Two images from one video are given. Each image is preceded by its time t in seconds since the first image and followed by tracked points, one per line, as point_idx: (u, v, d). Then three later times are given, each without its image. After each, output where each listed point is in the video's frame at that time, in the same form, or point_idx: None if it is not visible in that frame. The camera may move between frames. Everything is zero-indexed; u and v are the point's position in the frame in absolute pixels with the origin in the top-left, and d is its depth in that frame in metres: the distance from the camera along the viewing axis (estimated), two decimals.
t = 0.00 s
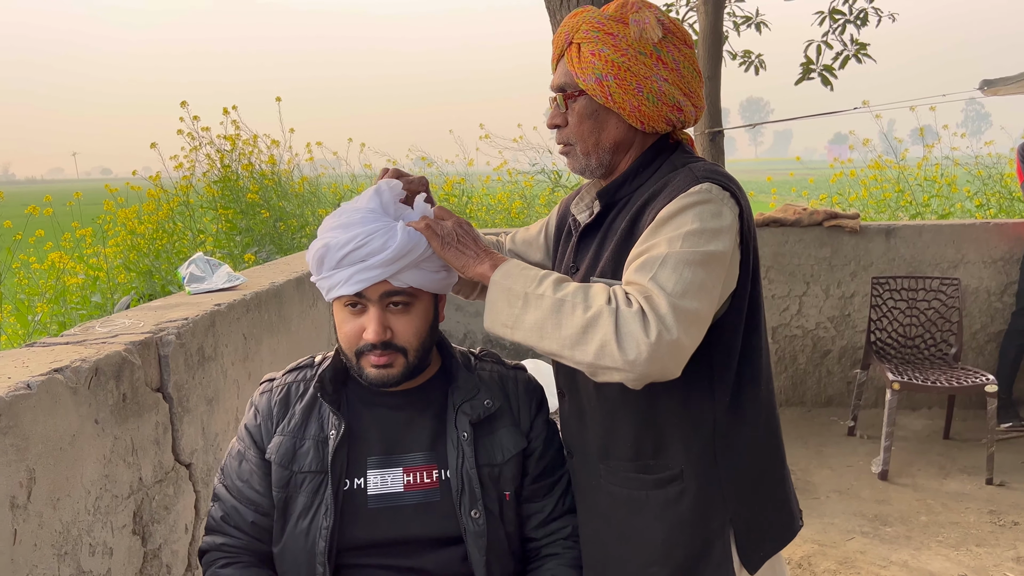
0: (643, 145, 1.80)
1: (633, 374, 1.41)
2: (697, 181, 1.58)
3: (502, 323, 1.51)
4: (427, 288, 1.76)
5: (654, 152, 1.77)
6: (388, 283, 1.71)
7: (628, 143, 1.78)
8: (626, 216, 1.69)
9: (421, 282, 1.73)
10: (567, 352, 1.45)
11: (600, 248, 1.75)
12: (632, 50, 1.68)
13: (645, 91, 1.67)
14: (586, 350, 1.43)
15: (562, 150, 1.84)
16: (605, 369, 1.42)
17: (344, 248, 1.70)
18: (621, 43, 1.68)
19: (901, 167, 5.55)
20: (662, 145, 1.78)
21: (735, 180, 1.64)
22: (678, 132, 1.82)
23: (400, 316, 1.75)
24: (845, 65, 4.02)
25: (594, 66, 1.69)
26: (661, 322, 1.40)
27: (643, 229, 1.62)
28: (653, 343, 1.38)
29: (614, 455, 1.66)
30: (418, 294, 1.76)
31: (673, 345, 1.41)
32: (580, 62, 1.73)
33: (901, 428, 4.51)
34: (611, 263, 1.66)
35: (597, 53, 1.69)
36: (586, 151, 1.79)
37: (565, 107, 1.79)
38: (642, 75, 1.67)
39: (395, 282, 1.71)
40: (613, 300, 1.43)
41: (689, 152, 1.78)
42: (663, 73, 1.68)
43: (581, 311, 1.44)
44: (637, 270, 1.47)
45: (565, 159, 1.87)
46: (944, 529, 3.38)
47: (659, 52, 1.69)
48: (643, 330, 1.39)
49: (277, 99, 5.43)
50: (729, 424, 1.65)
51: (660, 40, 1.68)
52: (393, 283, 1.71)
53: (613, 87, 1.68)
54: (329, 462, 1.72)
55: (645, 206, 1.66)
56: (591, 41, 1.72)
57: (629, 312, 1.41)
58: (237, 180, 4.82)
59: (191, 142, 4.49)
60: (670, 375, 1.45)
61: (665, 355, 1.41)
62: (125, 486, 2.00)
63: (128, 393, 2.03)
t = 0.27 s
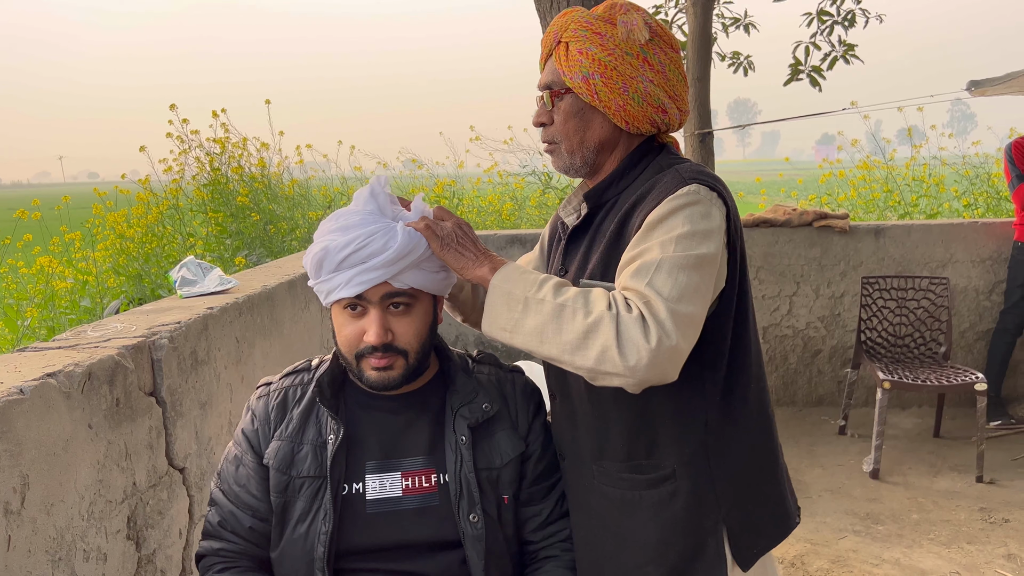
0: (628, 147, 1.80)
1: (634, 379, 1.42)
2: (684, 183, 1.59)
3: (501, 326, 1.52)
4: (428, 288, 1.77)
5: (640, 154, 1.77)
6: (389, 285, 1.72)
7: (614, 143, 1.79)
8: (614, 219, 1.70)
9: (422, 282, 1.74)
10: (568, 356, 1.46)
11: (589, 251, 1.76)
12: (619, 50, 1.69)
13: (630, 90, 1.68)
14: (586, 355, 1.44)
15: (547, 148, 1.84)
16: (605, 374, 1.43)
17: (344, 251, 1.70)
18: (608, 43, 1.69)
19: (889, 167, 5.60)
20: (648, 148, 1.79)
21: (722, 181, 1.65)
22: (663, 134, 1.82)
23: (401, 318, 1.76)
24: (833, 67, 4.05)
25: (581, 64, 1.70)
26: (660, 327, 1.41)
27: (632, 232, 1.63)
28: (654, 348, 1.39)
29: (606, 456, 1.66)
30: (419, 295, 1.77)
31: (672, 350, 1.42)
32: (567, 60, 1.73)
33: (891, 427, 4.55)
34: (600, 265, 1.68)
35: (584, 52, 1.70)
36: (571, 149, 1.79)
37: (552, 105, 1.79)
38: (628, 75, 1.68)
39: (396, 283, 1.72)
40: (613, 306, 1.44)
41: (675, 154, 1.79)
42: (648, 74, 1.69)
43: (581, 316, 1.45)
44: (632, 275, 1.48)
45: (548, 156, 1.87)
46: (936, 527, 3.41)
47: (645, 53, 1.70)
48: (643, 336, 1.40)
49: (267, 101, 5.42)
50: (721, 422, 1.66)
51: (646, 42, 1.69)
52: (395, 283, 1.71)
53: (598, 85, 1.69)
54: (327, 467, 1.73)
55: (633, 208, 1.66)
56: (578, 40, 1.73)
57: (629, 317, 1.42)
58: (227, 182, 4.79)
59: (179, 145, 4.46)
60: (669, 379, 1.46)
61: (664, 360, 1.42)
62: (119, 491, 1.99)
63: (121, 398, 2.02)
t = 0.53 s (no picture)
0: (621, 149, 1.81)
1: (627, 374, 1.42)
2: (677, 184, 1.59)
3: (497, 322, 1.52)
4: (426, 289, 1.77)
5: (632, 156, 1.78)
6: (385, 283, 1.72)
7: (608, 146, 1.79)
8: (608, 221, 1.70)
9: (419, 281, 1.74)
10: (561, 352, 1.46)
11: (583, 254, 1.76)
12: (611, 53, 1.70)
13: (624, 93, 1.69)
14: (580, 350, 1.44)
15: (540, 153, 1.84)
16: (598, 369, 1.43)
17: (342, 245, 1.71)
18: (600, 47, 1.70)
19: (883, 168, 5.62)
20: (637, 150, 1.79)
21: (713, 181, 1.66)
22: (654, 137, 1.83)
23: (398, 319, 1.75)
24: (827, 68, 4.07)
25: (575, 69, 1.71)
26: (654, 323, 1.41)
27: (626, 234, 1.64)
28: (647, 344, 1.40)
29: (603, 458, 1.67)
30: (415, 295, 1.76)
31: (665, 346, 1.42)
32: (560, 65, 1.74)
33: (887, 427, 4.57)
34: (595, 267, 1.68)
35: (577, 57, 1.71)
36: (565, 154, 1.79)
37: (545, 111, 1.80)
38: (621, 78, 1.69)
39: (391, 281, 1.71)
40: (607, 302, 1.44)
41: (666, 157, 1.80)
42: (641, 77, 1.70)
43: (576, 311, 1.45)
44: (626, 272, 1.49)
45: (541, 162, 1.87)
46: (932, 527, 3.42)
47: (636, 56, 1.71)
48: (637, 331, 1.40)
49: (261, 105, 5.40)
50: (716, 423, 1.66)
51: (638, 45, 1.71)
52: (392, 281, 1.71)
53: (593, 89, 1.70)
54: (325, 471, 1.73)
55: (626, 211, 1.67)
56: (570, 44, 1.73)
57: (623, 312, 1.42)
58: (221, 186, 4.78)
59: (173, 148, 4.45)
60: (663, 375, 1.46)
61: (656, 356, 1.42)
62: (116, 497, 1.98)
63: (118, 403, 2.01)
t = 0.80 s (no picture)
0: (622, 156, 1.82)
1: (637, 383, 1.42)
2: (678, 193, 1.60)
3: (503, 331, 1.52)
4: (430, 294, 1.80)
5: (632, 163, 1.79)
6: (392, 292, 1.74)
7: (610, 153, 1.80)
8: (607, 228, 1.71)
9: (424, 287, 1.77)
10: (570, 360, 1.46)
11: (582, 260, 1.76)
12: (612, 62, 1.70)
13: (627, 101, 1.70)
14: (589, 359, 1.44)
15: (542, 163, 1.84)
16: (607, 378, 1.43)
17: (347, 259, 1.71)
18: (601, 56, 1.70)
19: (880, 169, 5.64)
20: (635, 156, 1.81)
21: (712, 190, 1.67)
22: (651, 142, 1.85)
23: (406, 326, 1.77)
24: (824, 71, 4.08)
25: (577, 79, 1.70)
26: (662, 332, 1.42)
27: (625, 241, 1.64)
28: (657, 353, 1.40)
29: (598, 463, 1.67)
30: (420, 301, 1.79)
31: (672, 355, 1.43)
32: (561, 75, 1.73)
33: (886, 429, 4.57)
34: (594, 273, 1.68)
35: (579, 66, 1.71)
36: (569, 162, 1.79)
37: (547, 120, 1.79)
38: (624, 85, 1.69)
39: (399, 289, 1.73)
40: (616, 310, 1.44)
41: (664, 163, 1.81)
42: (642, 84, 1.71)
43: (585, 319, 1.45)
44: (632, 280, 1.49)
45: (544, 171, 1.87)
46: (931, 529, 3.43)
47: (636, 63, 1.72)
48: (647, 339, 1.41)
49: (259, 108, 5.41)
50: (711, 429, 1.67)
51: (637, 52, 1.72)
52: (399, 289, 1.73)
53: (597, 98, 1.70)
54: (325, 479, 1.74)
55: (626, 218, 1.67)
56: (571, 54, 1.73)
57: (632, 321, 1.42)
58: (220, 190, 4.78)
59: (172, 153, 4.45)
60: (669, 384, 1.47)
61: (666, 365, 1.43)
62: (116, 504, 1.98)
63: (118, 410, 2.01)
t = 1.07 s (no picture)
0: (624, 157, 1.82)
1: (633, 384, 1.42)
2: (678, 195, 1.60)
3: (499, 334, 1.53)
4: (436, 298, 1.82)
5: (634, 165, 1.79)
6: (400, 297, 1.75)
7: (612, 155, 1.80)
8: (608, 231, 1.72)
9: (430, 291, 1.78)
10: (566, 362, 1.47)
11: (584, 263, 1.77)
12: (610, 64, 1.71)
13: (627, 102, 1.71)
14: (586, 361, 1.44)
15: (545, 168, 1.84)
16: (604, 379, 1.44)
17: (356, 265, 1.71)
18: (599, 59, 1.71)
19: (881, 170, 5.64)
20: (637, 157, 1.81)
21: (714, 192, 1.67)
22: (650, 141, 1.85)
23: (411, 328, 1.79)
24: (824, 72, 4.09)
25: (576, 83, 1.71)
26: (660, 332, 1.42)
27: (627, 244, 1.65)
28: (653, 353, 1.40)
29: (603, 466, 1.67)
30: (426, 304, 1.81)
31: (671, 356, 1.43)
32: (560, 81, 1.74)
33: (888, 429, 4.57)
34: (595, 277, 1.69)
35: (577, 71, 1.71)
36: (572, 166, 1.80)
37: (547, 125, 1.79)
38: (623, 87, 1.70)
39: (406, 294, 1.75)
40: (611, 311, 1.44)
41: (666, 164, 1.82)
42: (640, 84, 1.72)
43: (581, 321, 1.45)
44: (630, 281, 1.49)
45: (546, 176, 1.87)
46: (934, 529, 3.42)
47: (634, 63, 1.73)
48: (643, 340, 1.41)
49: (260, 111, 5.42)
50: (715, 431, 1.67)
51: (634, 52, 1.72)
52: (405, 295, 1.74)
53: (597, 101, 1.70)
54: (328, 480, 1.74)
55: (627, 221, 1.68)
56: (568, 59, 1.73)
57: (629, 322, 1.42)
58: (221, 194, 4.78)
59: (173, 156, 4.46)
60: (668, 385, 1.47)
61: (662, 366, 1.42)
62: (120, 506, 1.98)
63: (121, 412, 2.02)
